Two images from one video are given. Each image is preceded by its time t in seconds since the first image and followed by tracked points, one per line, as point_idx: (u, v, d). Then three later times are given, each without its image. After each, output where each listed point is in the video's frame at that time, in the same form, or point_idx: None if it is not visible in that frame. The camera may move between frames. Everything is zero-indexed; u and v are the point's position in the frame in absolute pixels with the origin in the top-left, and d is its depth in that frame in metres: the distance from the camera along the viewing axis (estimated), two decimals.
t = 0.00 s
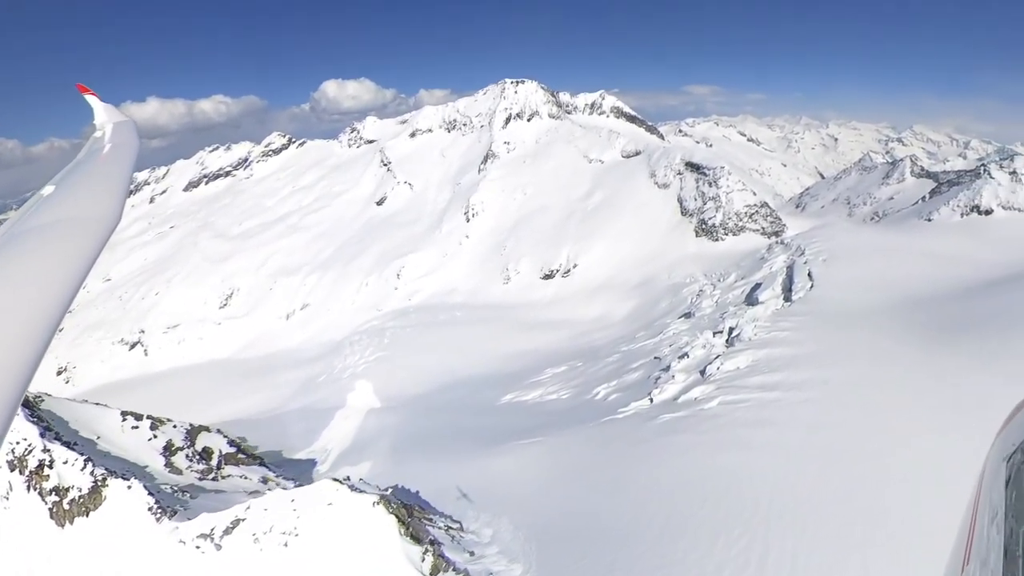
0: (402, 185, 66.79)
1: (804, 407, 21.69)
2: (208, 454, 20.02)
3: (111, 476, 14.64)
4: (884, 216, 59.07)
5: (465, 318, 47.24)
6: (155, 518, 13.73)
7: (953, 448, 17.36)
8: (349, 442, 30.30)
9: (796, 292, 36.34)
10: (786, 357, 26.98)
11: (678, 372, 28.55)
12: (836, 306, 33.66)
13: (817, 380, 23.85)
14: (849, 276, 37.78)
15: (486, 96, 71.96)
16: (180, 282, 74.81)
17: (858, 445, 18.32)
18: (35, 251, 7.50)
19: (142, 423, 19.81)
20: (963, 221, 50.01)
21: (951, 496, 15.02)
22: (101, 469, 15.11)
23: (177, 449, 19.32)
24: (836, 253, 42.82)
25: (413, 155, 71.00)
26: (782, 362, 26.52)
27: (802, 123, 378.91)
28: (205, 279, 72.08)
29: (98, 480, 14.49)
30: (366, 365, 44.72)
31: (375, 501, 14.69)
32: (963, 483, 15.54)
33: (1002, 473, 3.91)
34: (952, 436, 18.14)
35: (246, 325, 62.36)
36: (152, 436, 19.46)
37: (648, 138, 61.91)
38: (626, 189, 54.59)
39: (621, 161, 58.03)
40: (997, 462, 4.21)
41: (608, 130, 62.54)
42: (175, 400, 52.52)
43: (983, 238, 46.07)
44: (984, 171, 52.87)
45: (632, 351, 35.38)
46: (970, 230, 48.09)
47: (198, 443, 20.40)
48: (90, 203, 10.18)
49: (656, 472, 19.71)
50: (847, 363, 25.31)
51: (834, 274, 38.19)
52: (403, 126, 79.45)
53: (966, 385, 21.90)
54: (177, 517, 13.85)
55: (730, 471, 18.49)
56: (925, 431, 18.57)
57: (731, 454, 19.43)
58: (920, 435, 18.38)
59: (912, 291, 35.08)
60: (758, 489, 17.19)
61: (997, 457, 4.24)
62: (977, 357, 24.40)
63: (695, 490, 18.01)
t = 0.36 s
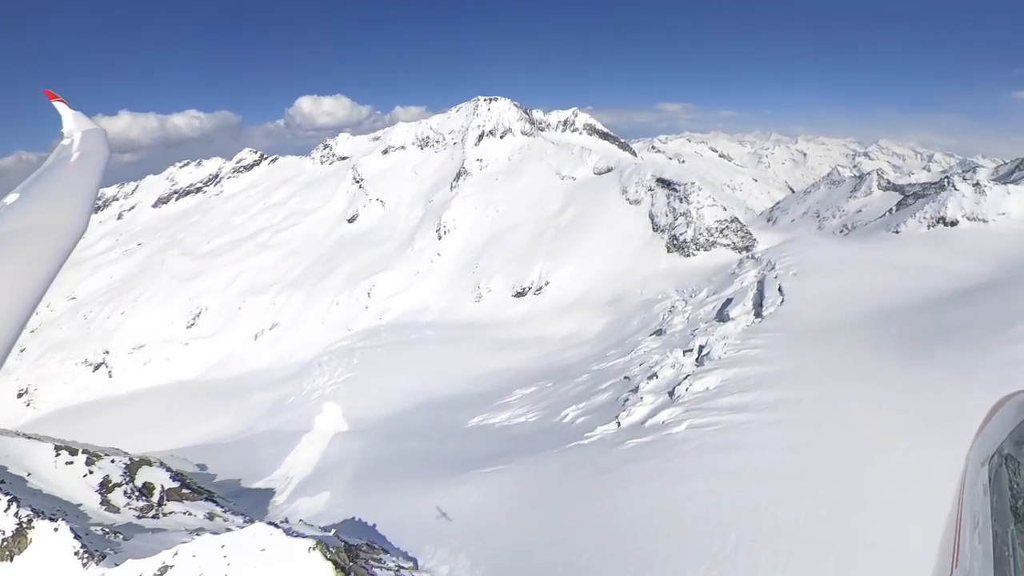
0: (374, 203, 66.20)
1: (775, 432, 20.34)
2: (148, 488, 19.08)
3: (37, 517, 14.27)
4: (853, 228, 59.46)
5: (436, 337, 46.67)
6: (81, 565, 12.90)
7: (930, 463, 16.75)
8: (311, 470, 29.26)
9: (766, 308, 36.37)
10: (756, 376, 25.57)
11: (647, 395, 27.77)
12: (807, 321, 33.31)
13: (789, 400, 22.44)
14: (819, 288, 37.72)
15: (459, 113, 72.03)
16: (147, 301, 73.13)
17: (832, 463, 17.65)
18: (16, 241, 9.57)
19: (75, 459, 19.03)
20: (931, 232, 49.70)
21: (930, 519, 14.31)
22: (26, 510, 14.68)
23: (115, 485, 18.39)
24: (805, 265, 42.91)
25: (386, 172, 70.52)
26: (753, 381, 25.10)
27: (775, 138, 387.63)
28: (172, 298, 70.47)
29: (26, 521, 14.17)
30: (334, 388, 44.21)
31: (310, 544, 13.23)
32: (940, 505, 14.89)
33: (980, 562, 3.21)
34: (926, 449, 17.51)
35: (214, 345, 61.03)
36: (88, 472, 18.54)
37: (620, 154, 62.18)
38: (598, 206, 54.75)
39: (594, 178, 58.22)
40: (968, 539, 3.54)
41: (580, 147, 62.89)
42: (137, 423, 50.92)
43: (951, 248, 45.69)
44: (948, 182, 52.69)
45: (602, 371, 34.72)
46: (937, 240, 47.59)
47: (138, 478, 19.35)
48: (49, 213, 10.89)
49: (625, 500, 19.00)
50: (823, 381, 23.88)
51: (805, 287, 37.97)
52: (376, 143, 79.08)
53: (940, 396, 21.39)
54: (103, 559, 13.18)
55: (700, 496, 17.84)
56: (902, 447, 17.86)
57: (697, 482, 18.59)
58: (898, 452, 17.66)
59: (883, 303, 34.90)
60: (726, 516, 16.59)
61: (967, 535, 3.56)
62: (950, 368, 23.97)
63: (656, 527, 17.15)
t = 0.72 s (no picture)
0: (346, 219, 65.57)
1: (748, 454, 19.68)
2: (84, 527, 18.02)
3: None
4: (824, 239, 59.63)
5: (407, 356, 46.31)
6: None
7: (901, 477, 16.59)
8: (272, 498, 28.34)
9: (738, 322, 36.16)
10: (728, 396, 25.08)
11: (616, 417, 27.46)
12: (779, 335, 33.17)
13: (761, 422, 22.00)
14: (790, 302, 37.79)
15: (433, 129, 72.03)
16: (114, 320, 71.24)
17: (806, 480, 17.36)
18: None
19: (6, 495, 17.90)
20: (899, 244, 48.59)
21: (906, 535, 14.01)
22: None
23: (47, 524, 17.52)
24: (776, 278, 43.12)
25: (358, 188, 69.94)
26: (725, 402, 24.57)
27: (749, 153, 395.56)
28: (138, 317, 68.64)
29: None
30: (303, 410, 43.51)
31: None
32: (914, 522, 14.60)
33: (961, 554, 3.11)
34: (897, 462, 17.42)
35: (181, 366, 59.53)
36: (18, 510, 17.55)
37: (593, 170, 62.46)
38: (570, 222, 54.78)
39: (567, 194, 58.40)
40: (948, 533, 3.47)
41: (553, 163, 63.12)
42: (97, 448, 49.21)
43: (919, 258, 44.70)
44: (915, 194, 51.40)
45: (573, 391, 34.25)
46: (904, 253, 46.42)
47: (74, 516, 18.25)
48: (9, 221, 10.26)
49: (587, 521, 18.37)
50: (797, 401, 23.45)
51: (776, 301, 37.96)
52: (349, 160, 78.52)
53: (910, 408, 21.33)
54: None
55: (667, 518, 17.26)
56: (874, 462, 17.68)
57: (666, 508, 17.78)
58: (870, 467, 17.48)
59: (855, 316, 34.92)
60: (703, 542, 15.84)
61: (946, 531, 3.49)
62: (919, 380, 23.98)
63: (623, 563, 15.88)
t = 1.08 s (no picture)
0: (321, 234, 65.07)
1: (724, 479, 19.25)
2: (24, 562, 17.36)
3: None
4: (800, 251, 59.80)
5: (381, 374, 46.16)
6: None
7: (872, 493, 16.58)
8: (236, 526, 27.64)
9: (714, 337, 35.85)
10: (703, 416, 24.89)
11: (589, 439, 27.29)
12: (755, 350, 32.89)
13: (736, 443, 21.79)
14: (767, 316, 37.56)
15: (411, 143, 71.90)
16: (82, 336, 69.56)
17: (779, 498, 17.21)
18: None
19: None
20: (873, 256, 46.61)
21: (882, 552, 13.83)
22: None
23: None
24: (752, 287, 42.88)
25: (335, 203, 69.44)
26: (700, 423, 24.34)
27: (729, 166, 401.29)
28: (108, 333, 67.10)
29: None
30: (275, 429, 42.76)
31: None
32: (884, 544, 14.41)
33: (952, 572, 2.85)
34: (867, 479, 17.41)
35: (151, 384, 58.29)
36: None
37: (570, 185, 62.68)
38: (547, 236, 54.72)
39: (544, 209, 58.46)
40: (932, 552, 3.22)
41: (530, 178, 63.20)
42: (61, 469, 47.76)
43: (893, 269, 43.06)
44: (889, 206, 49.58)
45: (547, 411, 33.98)
46: (878, 265, 44.47)
47: (13, 551, 17.56)
48: None
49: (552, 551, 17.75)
50: (772, 420, 23.26)
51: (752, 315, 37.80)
52: (326, 173, 77.99)
53: (881, 425, 21.37)
54: None
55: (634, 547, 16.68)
56: (845, 479, 17.60)
57: (633, 535, 17.25)
58: (842, 485, 17.41)
59: (831, 330, 34.80)
60: (673, 570, 15.29)
61: (930, 549, 3.24)
62: (889, 397, 24.07)
63: None
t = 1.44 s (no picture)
0: (293, 250, 64.33)
1: (701, 508, 18.21)
2: None
3: None
4: (772, 267, 60.48)
5: (351, 395, 45.51)
6: None
7: (845, 525, 15.86)
8: (193, 557, 26.88)
9: (688, 356, 35.22)
10: (676, 441, 24.21)
11: (557, 465, 26.87)
12: (728, 369, 32.44)
13: (711, 468, 20.91)
14: (743, 332, 36.79)
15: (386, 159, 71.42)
16: (44, 352, 67.35)
17: (752, 530, 16.29)
18: None
19: None
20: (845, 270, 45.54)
21: None
22: None
23: None
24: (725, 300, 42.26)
25: (309, 219, 68.75)
26: (672, 448, 23.62)
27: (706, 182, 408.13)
28: (72, 350, 65.07)
29: None
30: (241, 452, 41.66)
31: None
32: None
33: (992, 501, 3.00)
34: (835, 506, 17.07)
35: (116, 404, 56.54)
36: None
37: (545, 203, 62.74)
38: (522, 254, 54.44)
39: (518, 226, 58.34)
40: (977, 514, 3.10)
41: (506, 195, 63.11)
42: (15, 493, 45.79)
43: (865, 283, 42.17)
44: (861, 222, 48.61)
45: (517, 434, 33.57)
46: (850, 278, 43.58)
47: None
48: None
49: None
50: (746, 444, 22.61)
51: (726, 331, 37.26)
52: (300, 188, 77.21)
53: (851, 449, 21.00)
54: None
55: None
56: (813, 506, 17.23)
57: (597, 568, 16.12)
58: (810, 510, 17.02)
59: (805, 347, 34.45)
60: None
61: (974, 509, 3.14)
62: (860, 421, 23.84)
63: None
